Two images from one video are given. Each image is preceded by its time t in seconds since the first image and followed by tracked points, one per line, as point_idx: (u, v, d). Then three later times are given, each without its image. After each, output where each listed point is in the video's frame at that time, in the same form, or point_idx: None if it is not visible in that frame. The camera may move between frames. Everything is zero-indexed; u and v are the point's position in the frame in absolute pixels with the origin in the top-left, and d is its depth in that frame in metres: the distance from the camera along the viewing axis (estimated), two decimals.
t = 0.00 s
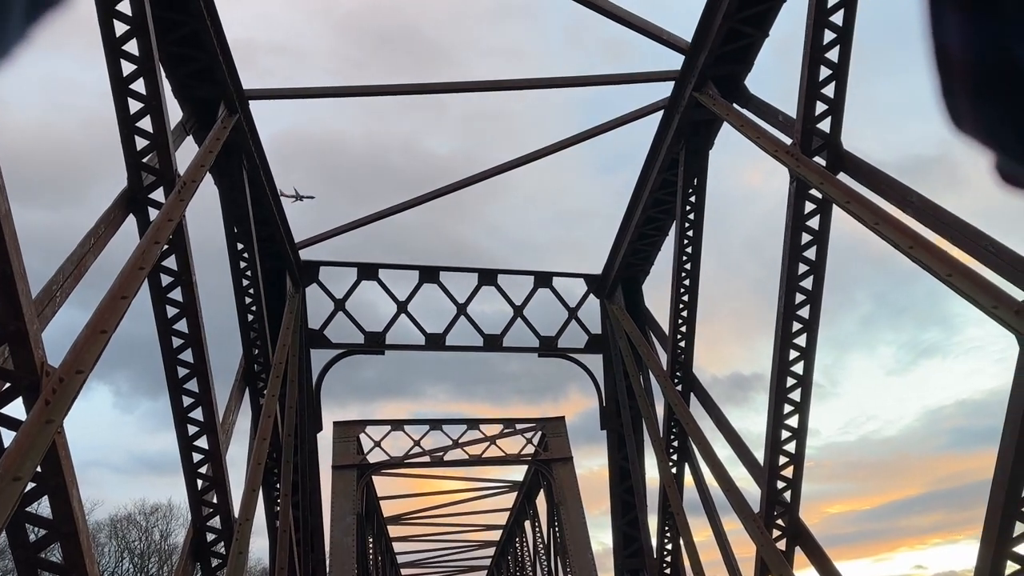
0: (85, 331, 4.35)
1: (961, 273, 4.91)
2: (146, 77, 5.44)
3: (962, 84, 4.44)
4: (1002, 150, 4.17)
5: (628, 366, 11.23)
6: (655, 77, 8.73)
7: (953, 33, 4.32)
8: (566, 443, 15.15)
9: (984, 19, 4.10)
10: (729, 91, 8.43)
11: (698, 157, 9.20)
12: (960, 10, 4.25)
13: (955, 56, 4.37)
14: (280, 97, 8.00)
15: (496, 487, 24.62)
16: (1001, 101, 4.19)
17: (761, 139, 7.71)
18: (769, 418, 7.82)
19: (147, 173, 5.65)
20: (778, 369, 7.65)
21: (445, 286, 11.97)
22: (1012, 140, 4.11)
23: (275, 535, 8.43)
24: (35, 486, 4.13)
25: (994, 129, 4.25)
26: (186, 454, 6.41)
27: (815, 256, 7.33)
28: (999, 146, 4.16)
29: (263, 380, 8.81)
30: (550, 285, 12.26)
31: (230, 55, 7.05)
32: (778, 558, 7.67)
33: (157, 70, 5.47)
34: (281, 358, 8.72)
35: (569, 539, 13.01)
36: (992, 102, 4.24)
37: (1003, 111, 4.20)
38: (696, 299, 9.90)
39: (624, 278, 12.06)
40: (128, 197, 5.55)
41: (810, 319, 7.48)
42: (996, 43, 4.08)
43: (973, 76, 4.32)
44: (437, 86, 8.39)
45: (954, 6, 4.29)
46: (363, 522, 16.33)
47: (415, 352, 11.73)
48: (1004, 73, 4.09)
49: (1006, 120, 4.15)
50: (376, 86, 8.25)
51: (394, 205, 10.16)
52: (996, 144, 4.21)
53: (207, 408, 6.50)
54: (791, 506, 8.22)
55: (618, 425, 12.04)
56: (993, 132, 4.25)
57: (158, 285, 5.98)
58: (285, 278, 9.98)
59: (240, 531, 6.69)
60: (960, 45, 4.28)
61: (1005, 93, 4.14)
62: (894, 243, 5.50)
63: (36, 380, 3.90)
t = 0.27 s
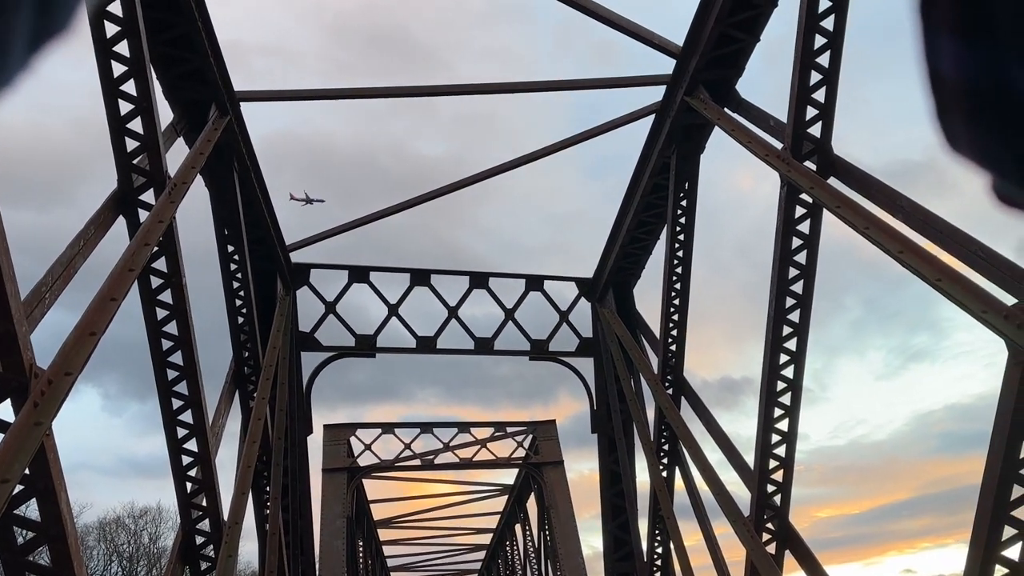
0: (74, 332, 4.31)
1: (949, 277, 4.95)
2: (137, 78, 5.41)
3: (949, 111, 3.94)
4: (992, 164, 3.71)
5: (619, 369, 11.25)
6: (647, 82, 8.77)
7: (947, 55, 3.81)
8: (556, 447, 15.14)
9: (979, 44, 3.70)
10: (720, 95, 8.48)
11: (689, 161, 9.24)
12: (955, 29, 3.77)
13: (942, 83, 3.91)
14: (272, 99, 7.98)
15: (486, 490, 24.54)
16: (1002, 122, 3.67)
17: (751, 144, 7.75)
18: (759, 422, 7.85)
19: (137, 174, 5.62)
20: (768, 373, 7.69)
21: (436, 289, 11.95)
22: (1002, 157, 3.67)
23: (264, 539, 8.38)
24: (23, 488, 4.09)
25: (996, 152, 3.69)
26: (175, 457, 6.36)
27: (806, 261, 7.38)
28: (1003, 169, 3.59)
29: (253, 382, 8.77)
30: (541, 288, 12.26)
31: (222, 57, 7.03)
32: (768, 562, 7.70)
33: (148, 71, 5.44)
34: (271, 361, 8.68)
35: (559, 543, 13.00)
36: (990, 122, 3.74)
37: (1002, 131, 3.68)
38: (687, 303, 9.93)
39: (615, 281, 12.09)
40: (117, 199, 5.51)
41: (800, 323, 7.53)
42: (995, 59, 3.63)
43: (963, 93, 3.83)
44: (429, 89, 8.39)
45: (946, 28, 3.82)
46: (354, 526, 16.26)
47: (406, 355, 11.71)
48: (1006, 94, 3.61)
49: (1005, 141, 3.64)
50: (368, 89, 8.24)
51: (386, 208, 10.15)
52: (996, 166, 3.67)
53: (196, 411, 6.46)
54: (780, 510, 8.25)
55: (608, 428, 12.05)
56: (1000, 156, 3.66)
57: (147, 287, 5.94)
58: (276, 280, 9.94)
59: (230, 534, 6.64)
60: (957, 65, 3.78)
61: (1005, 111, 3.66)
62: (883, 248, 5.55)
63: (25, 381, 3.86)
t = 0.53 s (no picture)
0: (63, 333, 4.28)
1: (939, 281, 5.00)
2: (127, 79, 5.38)
3: (948, 119, 2.65)
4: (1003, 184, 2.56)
5: (609, 373, 11.27)
6: (638, 86, 8.80)
7: (949, 57, 2.53)
8: (546, 450, 15.13)
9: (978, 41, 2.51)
10: (710, 100, 8.53)
11: (680, 165, 9.29)
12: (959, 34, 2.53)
13: (945, 92, 2.58)
14: (263, 100, 7.96)
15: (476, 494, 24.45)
16: (1010, 124, 2.54)
17: (742, 148, 7.80)
18: (749, 426, 7.88)
19: (127, 175, 5.58)
20: (758, 377, 7.72)
21: (427, 292, 11.94)
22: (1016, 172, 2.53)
23: (253, 542, 8.33)
24: (10, 490, 4.05)
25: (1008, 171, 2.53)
26: (164, 459, 6.31)
27: (795, 265, 7.43)
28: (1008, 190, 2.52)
29: (243, 385, 8.73)
30: (532, 291, 12.27)
31: (212, 58, 7.00)
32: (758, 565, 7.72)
33: (138, 72, 5.41)
34: (260, 363, 8.63)
35: (550, 546, 12.99)
36: (997, 128, 2.56)
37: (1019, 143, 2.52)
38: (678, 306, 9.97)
39: (606, 284, 12.11)
40: (107, 200, 5.48)
41: (790, 326, 7.57)
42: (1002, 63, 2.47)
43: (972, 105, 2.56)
44: (421, 91, 8.39)
45: (943, 27, 2.56)
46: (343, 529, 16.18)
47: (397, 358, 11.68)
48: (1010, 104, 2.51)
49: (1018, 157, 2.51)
50: (360, 91, 8.23)
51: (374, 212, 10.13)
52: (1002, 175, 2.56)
53: (185, 413, 6.42)
54: (770, 513, 8.28)
55: (599, 432, 12.07)
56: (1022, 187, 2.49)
57: (137, 289, 5.91)
58: (266, 282, 9.89)
59: (218, 537, 6.59)
60: (965, 73, 2.50)
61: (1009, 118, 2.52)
62: (873, 252, 5.59)
63: (13, 382, 3.83)
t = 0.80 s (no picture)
0: (51, 335, 4.24)
1: (928, 285, 5.04)
2: (117, 80, 5.35)
3: (947, 119, 2.38)
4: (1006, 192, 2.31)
5: (600, 376, 11.28)
6: (629, 89, 8.83)
7: (947, 60, 2.23)
8: (537, 453, 15.12)
9: (980, 44, 2.19)
10: (701, 103, 8.57)
11: (671, 169, 9.32)
12: (958, 33, 2.20)
13: (944, 94, 2.30)
14: (254, 101, 7.93)
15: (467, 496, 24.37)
16: (1012, 130, 2.26)
17: (733, 151, 7.84)
18: (739, 429, 7.92)
19: (116, 176, 5.55)
20: (748, 381, 7.76)
21: (418, 294, 11.91)
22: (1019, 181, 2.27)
23: (242, 545, 8.28)
24: None
25: (1012, 185, 2.28)
26: (153, 462, 6.27)
27: (785, 268, 7.47)
28: (1010, 205, 2.26)
29: (233, 387, 8.68)
30: (523, 294, 12.27)
31: (203, 59, 6.97)
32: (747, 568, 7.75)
33: (128, 73, 5.38)
34: (250, 365, 8.59)
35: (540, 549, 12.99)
36: (1000, 134, 2.28)
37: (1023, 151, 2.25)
38: (669, 309, 10.00)
39: (597, 287, 12.14)
40: (96, 201, 5.44)
41: (780, 330, 7.61)
42: (1004, 69, 2.17)
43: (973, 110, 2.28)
44: (413, 93, 8.38)
45: (940, 23, 2.22)
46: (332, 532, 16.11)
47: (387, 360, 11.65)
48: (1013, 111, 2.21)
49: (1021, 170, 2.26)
50: (351, 93, 8.22)
51: (365, 214, 10.10)
52: (1008, 195, 2.31)
53: (174, 415, 6.37)
54: (760, 516, 8.31)
55: (589, 435, 12.08)
56: None
57: (126, 290, 5.87)
58: (256, 283, 9.84)
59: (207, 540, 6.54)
60: (961, 77, 2.24)
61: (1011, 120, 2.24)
62: (863, 256, 5.63)
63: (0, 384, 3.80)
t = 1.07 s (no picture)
0: (38, 336, 4.21)
1: (916, 289, 5.08)
2: (106, 80, 5.32)
3: (952, 131, 2.31)
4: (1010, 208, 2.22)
5: (591, 379, 11.30)
6: (620, 92, 8.87)
7: (946, 72, 2.17)
8: (527, 455, 15.12)
9: (978, 52, 2.13)
10: (692, 106, 8.61)
11: (662, 171, 9.36)
12: (960, 45, 2.15)
13: (947, 104, 2.24)
14: (245, 102, 7.90)
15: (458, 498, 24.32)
16: (1013, 141, 2.18)
17: (723, 155, 7.88)
18: (729, 431, 7.95)
19: (105, 177, 5.51)
20: (738, 383, 7.80)
21: (408, 296, 11.90)
22: None
23: (230, 547, 8.23)
24: None
25: (1012, 199, 2.18)
26: (140, 464, 6.22)
27: (775, 272, 7.52)
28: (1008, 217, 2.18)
29: (222, 388, 8.63)
30: (513, 296, 12.28)
31: (193, 60, 6.94)
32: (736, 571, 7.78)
33: (118, 74, 5.35)
34: (239, 367, 8.55)
35: (530, 552, 12.99)
36: (1002, 145, 2.19)
37: None
38: (659, 312, 10.04)
39: (588, 290, 12.16)
40: (85, 201, 5.40)
41: (770, 333, 7.65)
42: (1003, 77, 2.08)
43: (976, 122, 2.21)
44: (405, 95, 8.38)
45: (944, 34, 2.19)
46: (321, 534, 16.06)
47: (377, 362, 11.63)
48: (1013, 123, 2.12)
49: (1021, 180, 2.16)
50: (342, 94, 8.20)
51: (356, 215, 10.08)
52: (1009, 210, 2.21)
53: (163, 417, 6.33)
54: (749, 519, 8.34)
55: (580, 437, 12.09)
56: None
57: (114, 291, 5.82)
58: (246, 285, 9.80)
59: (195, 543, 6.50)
60: (960, 86, 2.16)
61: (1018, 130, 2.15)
62: (852, 260, 5.67)
63: None
